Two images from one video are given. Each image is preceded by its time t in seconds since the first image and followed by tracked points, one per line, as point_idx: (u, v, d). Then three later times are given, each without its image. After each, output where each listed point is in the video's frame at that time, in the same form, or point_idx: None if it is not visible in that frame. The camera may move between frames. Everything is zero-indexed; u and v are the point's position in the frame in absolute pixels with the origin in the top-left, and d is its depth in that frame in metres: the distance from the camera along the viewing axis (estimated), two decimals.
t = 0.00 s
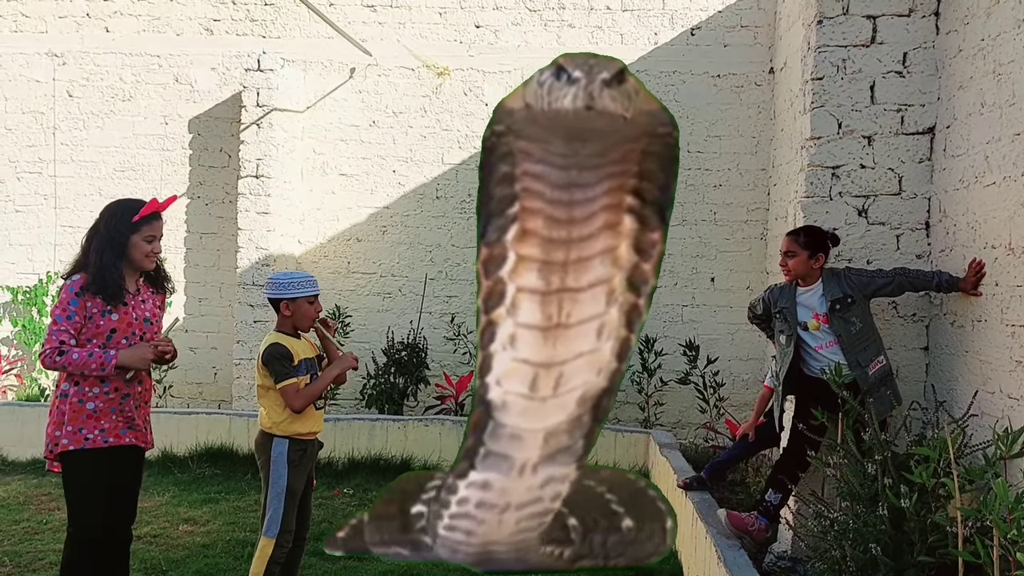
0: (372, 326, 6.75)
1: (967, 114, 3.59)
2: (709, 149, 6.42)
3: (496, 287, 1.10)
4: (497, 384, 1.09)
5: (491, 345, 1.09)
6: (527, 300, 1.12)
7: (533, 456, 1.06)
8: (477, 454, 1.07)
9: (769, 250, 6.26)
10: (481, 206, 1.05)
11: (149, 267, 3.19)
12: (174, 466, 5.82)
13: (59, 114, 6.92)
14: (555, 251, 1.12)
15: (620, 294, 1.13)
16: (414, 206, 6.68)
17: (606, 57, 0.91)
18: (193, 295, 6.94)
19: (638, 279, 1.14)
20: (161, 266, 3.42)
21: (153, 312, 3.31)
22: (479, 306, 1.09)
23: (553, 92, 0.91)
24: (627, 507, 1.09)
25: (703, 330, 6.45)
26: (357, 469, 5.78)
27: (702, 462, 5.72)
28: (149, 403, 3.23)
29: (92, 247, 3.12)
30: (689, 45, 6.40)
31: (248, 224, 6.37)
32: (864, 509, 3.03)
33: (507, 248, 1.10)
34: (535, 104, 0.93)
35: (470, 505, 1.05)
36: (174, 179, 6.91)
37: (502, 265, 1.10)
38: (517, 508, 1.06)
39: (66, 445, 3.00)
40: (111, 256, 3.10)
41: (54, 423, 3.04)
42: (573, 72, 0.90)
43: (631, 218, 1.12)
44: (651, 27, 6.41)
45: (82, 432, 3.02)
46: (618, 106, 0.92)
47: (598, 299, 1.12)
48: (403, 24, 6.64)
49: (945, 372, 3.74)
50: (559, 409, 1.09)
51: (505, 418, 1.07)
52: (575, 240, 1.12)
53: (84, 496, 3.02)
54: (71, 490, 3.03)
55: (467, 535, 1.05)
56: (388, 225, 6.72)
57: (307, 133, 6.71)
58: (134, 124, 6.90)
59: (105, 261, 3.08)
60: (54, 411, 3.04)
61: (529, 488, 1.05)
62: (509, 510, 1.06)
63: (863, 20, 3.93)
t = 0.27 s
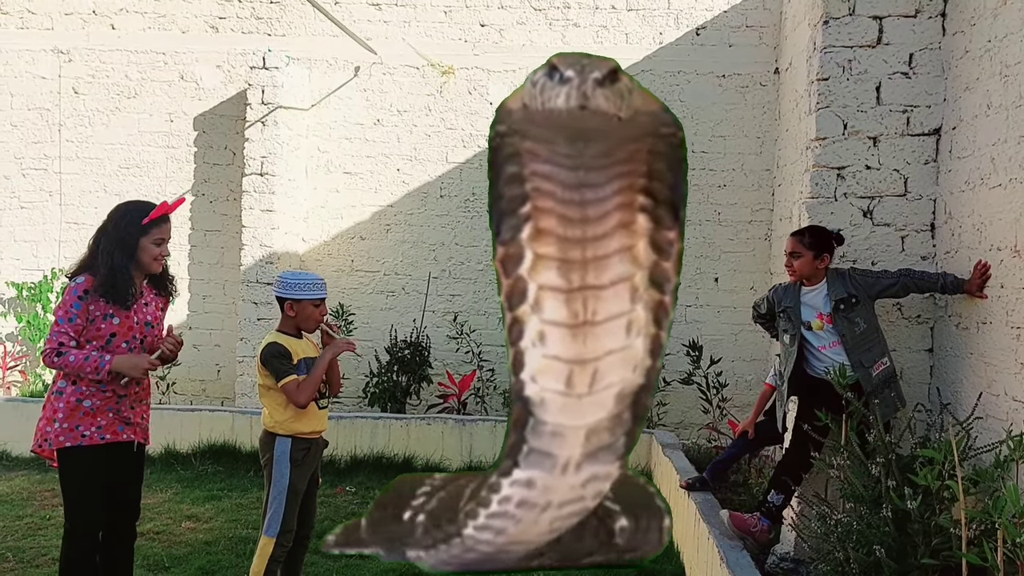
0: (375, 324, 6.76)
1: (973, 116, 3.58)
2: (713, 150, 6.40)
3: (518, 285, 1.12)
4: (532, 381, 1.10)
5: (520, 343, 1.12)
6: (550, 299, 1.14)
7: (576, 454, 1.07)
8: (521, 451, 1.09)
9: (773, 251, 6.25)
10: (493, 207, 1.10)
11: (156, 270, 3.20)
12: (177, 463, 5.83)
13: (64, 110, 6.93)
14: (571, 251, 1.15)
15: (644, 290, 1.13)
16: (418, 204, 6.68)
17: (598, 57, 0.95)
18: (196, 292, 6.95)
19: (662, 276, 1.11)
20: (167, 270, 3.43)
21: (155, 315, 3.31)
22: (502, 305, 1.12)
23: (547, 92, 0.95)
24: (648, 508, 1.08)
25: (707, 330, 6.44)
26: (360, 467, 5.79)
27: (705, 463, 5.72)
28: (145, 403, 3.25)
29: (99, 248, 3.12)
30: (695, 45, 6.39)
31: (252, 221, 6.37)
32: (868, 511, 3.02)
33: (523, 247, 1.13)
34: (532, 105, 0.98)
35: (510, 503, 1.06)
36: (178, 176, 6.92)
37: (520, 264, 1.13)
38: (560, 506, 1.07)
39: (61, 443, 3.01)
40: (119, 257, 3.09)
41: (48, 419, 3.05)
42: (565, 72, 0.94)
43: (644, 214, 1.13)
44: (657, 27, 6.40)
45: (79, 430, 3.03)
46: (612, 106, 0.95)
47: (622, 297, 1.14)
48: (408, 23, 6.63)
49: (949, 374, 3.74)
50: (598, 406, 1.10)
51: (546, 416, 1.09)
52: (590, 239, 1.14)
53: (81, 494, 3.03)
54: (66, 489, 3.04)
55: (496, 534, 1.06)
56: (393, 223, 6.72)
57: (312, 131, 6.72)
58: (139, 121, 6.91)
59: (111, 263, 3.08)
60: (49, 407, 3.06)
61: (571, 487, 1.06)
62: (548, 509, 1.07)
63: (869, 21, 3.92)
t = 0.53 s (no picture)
0: (377, 324, 6.77)
1: (973, 115, 3.57)
2: (715, 149, 6.41)
3: (523, 283, 1.40)
4: (551, 379, 1.33)
5: (537, 341, 1.38)
6: (559, 297, 1.39)
7: (609, 451, 1.28)
8: (553, 449, 1.29)
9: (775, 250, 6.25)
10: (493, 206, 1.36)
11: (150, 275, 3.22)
12: (179, 463, 5.83)
13: (65, 111, 6.94)
14: (573, 251, 1.37)
15: (649, 289, 1.38)
16: (419, 204, 6.69)
17: (581, 56, 1.03)
18: (198, 292, 6.96)
19: (666, 276, 1.37)
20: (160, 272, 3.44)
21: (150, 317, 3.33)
22: (515, 305, 1.40)
23: (530, 90, 1.04)
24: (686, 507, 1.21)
25: (709, 329, 6.44)
26: (362, 467, 5.79)
27: (707, 462, 5.73)
28: (141, 406, 3.27)
29: (94, 253, 3.13)
30: (696, 44, 6.39)
31: (254, 222, 6.37)
32: (870, 509, 3.02)
33: (525, 247, 1.40)
34: (517, 103, 1.08)
35: (556, 502, 1.21)
36: (179, 176, 6.92)
37: (524, 264, 1.40)
38: (604, 504, 1.24)
39: (57, 446, 3.02)
40: (115, 264, 3.10)
41: (44, 422, 3.06)
42: (548, 71, 1.03)
43: (641, 216, 1.35)
44: (658, 26, 6.40)
45: (76, 433, 3.05)
46: (596, 104, 1.05)
47: (627, 295, 1.37)
48: (409, 22, 6.63)
49: (950, 372, 3.73)
50: (620, 405, 1.32)
51: (571, 415, 1.30)
52: (590, 240, 1.36)
53: (78, 497, 3.04)
54: (61, 492, 3.04)
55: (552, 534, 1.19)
56: (394, 223, 6.72)
57: (313, 131, 6.72)
58: (140, 121, 6.91)
59: (106, 269, 3.09)
60: (45, 410, 3.06)
61: (614, 485, 1.25)
62: (596, 507, 1.24)
63: (870, 20, 3.92)
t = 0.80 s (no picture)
0: (379, 325, 6.76)
1: (975, 116, 3.57)
2: (716, 149, 6.41)
3: (511, 284, 1.42)
4: (550, 379, 1.38)
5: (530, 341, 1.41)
6: (548, 298, 1.40)
7: (621, 451, 1.32)
8: (564, 448, 1.34)
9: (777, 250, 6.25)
10: (476, 206, 1.34)
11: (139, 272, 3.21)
12: (180, 464, 5.84)
13: (66, 111, 6.94)
14: (558, 252, 1.36)
15: (639, 290, 1.37)
16: (421, 204, 6.69)
17: (563, 55, 1.06)
18: (199, 293, 6.96)
19: (656, 277, 1.35)
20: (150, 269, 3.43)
21: (144, 313, 3.33)
22: (504, 305, 1.43)
23: (511, 88, 1.07)
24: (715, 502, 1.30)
25: (710, 329, 6.44)
26: (363, 468, 5.79)
27: (708, 463, 5.73)
28: (140, 405, 3.27)
29: (82, 253, 3.13)
30: (698, 45, 6.39)
31: (255, 222, 6.37)
32: (871, 511, 3.01)
33: (509, 248, 1.40)
34: (496, 102, 1.09)
35: (581, 501, 1.29)
36: (181, 177, 6.93)
37: (510, 265, 1.41)
38: (628, 504, 1.30)
39: (56, 447, 3.03)
40: (102, 262, 3.10)
41: (40, 423, 3.06)
42: (529, 70, 1.05)
43: (625, 216, 1.33)
44: (660, 27, 6.40)
45: (74, 434, 3.05)
46: (578, 103, 1.08)
47: (618, 297, 1.37)
48: (411, 23, 6.64)
49: (952, 373, 3.74)
50: (622, 405, 1.34)
51: (576, 414, 1.34)
52: (575, 240, 1.35)
53: (77, 498, 3.05)
54: (61, 493, 3.06)
55: (587, 533, 1.27)
56: (395, 224, 6.73)
57: (314, 131, 6.72)
58: (141, 121, 6.92)
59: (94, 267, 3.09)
60: (42, 411, 3.07)
61: (632, 485, 1.31)
62: (622, 506, 1.30)
63: (871, 21, 3.92)
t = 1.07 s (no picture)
0: (379, 325, 6.77)
1: (976, 115, 3.57)
2: (717, 149, 6.40)
3: (484, 286, 1.39)
4: (528, 380, 1.39)
5: (506, 343, 1.42)
6: (522, 301, 1.39)
7: (607, 452, 1.36)
8: (551, 450, 1.38)
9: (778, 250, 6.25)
10: (449, 206, 1.32)
11: (120, 273, 3.22)
12: (181, 464, 5.84)
13: (66, 111, 6.94)
14: (532, 255, 1.34)
15: (613, 293, 1.35)
16: (422, 205, 6.69)
17: (560, 55, 1.06)
18: (200, 293, 6.96)
19: (628, 280, 1.33)
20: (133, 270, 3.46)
21: (136, 312, 3.35)
22: (478, 309, 1.40)
23: (507, 88, 1.07)
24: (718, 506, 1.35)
25: (710, 329, 6.44)
26: (365, 468, 5.79)
27: (709, 463, 5.73)
28: (145, 404, 3.28)
29: (61, 258, 3.14)
30: (699, 45, 6.39)
31: (256, 222, 6.38)
32: (872, 510, 3.02)
33: (483, 251, 1.38)
34: (487, 100, 1.10)
35: (578, 501, 1.36)
36: (181, 177, 6.93)
37: (484, 268, 1.39)
38: (628, 504, 1.35)
39: (59, 449, 3.04)
40: (80, 265, 3.12)
41: (41, 425, 3.07)
42: (526, 69, 1.06)
43: (598, 217, 1.29)
44: (661, 27, 6.40)
45: (75, 436, 3.06)
46: (573, 103, 1.08)
47: (592, 300, 1.36)
48: (412, 23, 6.64)
49: (953, 372, 3.73)
50: (601, 406, 1.36)
51: (559, 417, 1.37)
52: (547, 243, 1.32)
53: (77, 499, 3.06)
54: (61, 494, 3.07)
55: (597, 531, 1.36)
56: (396, 224, 6.73)
57: (315, 132, 6.72)
58: (142, 122, 6.92)
59: (73, 270, 3.11)
60: (42, 413, 3.07)
61: (624, 486, 1.35)
62: (622, 506, 1.35)
63: (872, 20, 3.92)
